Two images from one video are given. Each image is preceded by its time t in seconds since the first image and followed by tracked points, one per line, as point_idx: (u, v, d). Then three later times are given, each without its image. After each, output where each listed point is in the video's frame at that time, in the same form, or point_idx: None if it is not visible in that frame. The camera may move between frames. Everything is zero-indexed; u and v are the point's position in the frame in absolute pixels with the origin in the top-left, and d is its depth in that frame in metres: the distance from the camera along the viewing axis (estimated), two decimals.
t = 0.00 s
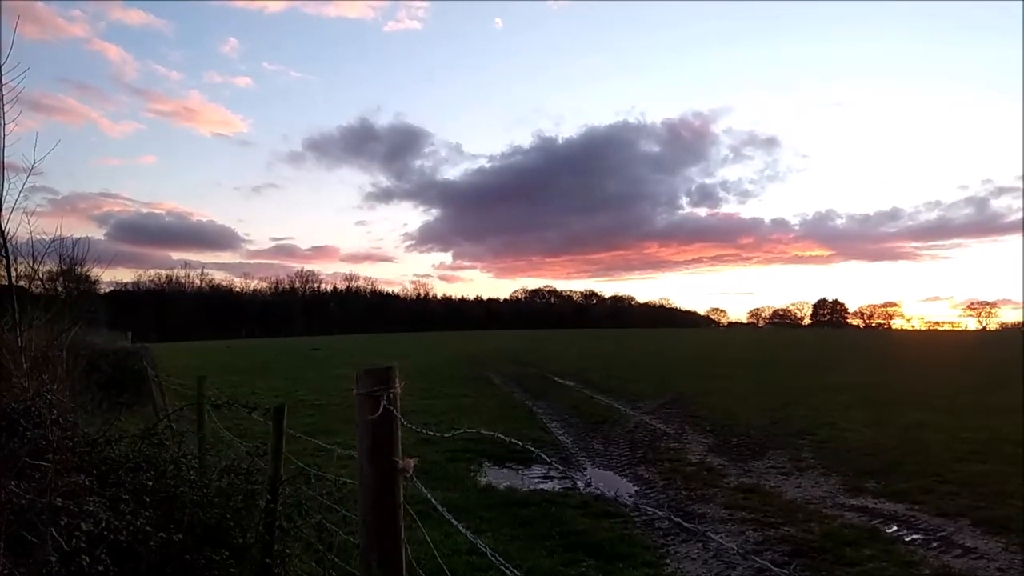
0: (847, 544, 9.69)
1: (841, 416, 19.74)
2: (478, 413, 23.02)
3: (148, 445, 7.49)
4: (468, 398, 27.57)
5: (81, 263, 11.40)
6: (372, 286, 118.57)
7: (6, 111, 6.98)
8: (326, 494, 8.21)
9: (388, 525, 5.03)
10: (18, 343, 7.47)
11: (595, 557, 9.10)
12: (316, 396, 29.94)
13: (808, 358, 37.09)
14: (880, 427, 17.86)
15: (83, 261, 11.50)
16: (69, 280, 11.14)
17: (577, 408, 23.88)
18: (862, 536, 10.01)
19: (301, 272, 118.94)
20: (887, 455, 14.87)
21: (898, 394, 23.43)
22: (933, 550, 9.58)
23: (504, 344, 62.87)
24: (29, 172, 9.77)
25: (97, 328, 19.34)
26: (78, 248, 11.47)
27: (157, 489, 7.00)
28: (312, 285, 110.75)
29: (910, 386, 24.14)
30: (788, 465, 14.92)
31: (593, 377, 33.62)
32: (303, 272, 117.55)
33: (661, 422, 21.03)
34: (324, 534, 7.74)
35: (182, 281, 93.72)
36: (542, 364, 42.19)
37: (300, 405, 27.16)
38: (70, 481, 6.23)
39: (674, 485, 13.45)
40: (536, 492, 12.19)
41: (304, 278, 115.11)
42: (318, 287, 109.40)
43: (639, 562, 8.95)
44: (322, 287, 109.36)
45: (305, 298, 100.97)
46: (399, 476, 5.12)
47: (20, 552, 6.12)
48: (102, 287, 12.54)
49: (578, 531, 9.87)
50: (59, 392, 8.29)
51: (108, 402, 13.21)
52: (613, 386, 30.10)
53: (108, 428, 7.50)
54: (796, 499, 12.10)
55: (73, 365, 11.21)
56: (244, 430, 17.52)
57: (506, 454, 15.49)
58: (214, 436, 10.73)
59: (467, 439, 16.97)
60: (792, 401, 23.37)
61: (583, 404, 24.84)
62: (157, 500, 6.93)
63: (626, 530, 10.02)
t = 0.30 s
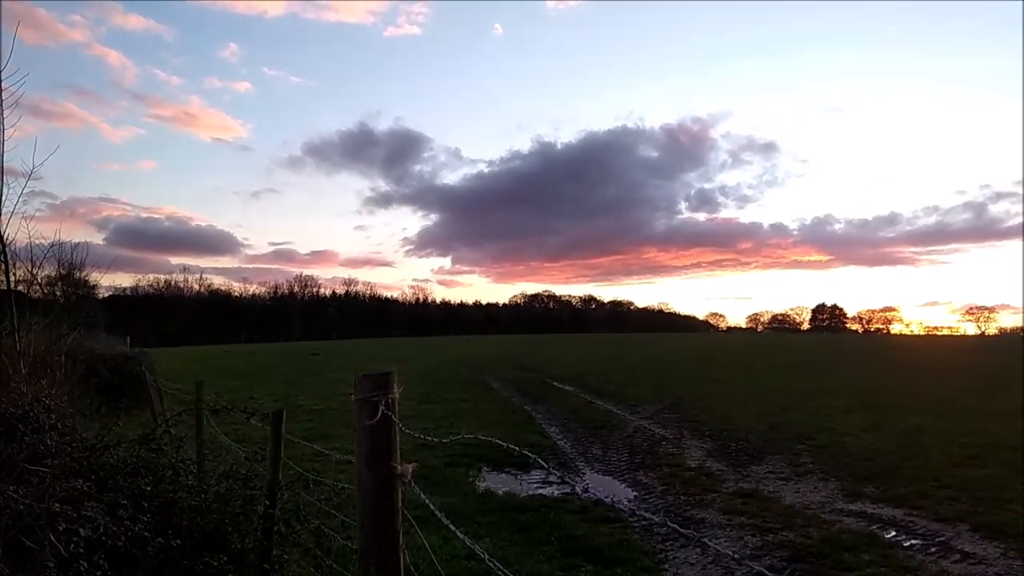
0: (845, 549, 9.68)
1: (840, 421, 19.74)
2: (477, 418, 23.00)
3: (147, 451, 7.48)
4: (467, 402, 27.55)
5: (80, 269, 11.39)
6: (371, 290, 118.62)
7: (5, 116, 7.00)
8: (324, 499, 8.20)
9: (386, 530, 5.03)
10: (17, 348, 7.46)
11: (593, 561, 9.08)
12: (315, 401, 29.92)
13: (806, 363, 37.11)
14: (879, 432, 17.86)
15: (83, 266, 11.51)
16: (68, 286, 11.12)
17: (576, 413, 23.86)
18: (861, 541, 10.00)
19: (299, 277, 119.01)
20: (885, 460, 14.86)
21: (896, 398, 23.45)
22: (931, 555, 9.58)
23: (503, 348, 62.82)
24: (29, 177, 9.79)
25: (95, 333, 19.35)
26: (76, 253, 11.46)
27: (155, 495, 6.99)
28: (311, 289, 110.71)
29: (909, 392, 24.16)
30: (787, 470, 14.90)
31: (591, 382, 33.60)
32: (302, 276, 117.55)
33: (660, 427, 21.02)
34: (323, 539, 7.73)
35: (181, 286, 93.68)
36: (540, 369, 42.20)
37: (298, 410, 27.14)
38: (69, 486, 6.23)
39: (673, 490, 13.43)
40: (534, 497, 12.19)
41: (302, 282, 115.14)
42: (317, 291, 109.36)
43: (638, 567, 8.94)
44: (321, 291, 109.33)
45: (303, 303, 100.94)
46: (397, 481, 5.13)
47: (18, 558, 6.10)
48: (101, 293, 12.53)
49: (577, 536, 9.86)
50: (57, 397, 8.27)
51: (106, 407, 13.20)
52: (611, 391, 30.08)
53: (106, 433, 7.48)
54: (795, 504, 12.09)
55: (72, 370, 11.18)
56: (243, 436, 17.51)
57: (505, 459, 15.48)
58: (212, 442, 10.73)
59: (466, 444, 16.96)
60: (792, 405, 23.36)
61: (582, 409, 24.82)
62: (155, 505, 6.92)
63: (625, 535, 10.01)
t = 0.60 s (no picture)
0: (843, 551, 9.67)
1: (837, 424, 19.75)
2: (474, 421, 22.96)
3: (143, 453, 7.46)
4: (464, 405, 27.54)
5: (77, 271, 11.36)
6: (368, 293, 118.61)
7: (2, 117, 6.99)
8: (321, 502, 8.17)
9: (383, 532, 5.01)
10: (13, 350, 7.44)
11: (591, 564, 9.06)
12: (312, 403, 29.88)
13: (804, 365, 37.14)
14: (877, 434, 17.87)
15: (80, 268, 11.50)
16: (64, 288, 11.08)
17: (574, 416, 23.85)
18: (858, 543, 9.98)
19: (297, 280, 118.92)
20: (884, 462, 14.85)
21: (894, 401, 23.48)
22: (929, 557, 9.57)
23: (501, 351, 62.74)
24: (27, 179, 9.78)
25: (92, 335, 19.30)
26: (73, 255, 11.43)
27: (152, 497, 6.98)
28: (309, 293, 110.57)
29: (906, 395, 24.19)
30: (784, 472, 14.89)
31: (589, 385, 33.58)
32: (300, 279, 117.43)
33: (658, 430, 21.01)
34: (320, 541, 7.73)
35: (178, 289, 93.50)
36: (538, 372, 42.17)
37: (296, 413, 27.09)
38: (65, 488, 6.21)
39: (671, 492, 13.41)
40: (532, 499, 12.16)
41: (300, 285, 115.07)
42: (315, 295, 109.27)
43: (635, 569, 8.92)
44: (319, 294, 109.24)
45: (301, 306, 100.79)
46: (394, 483, 5.12)
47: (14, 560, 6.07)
48: (99, 295, 12.50)
49: (574, 539, 9.84)
50: (54, 399, 8.25)
51: (103, 409, 13.17)
52: (609, 393, 30.08)
53: (103, 435, 7.46)
54: (793, 507, 12.08)
55: (69, 372, 11.15)
56: (240, 438, 17.47)
57: (503, 462, 15.45)
58: (210, 444, 10.71)
59: (463, 447, 16.95)
60: (789, 408, 23.37)
61: (580, 411, 24.82)
62: (151, 508, 6.90)
63: (622, 537, 9.99)
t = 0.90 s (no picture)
0: (839, 554, 9.66)
1: (833, 427, 19.78)
2: (470, 424, 22.94)
3: (139, 456, 7.45)
4: (461, 408, 27.51)
5: (73, 274, 11.33)
6: (365, 296, 118.55)
7: None
8: (317, 505, 8.18)
9: (378, 535, 5.01)
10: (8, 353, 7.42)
11: (587, 567, 9.04)
12: (309, 407, 29.82)
13: (801, 368, 37.18)
14: (874, 437, 17.88)
15: (77, 271, 11.47)
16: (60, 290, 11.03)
17: (571, 419, 23.86)
18: (853, 546, 9.98)
19: (294, 283, 118.82)
20: (879, 465, 14.86)
21: (890, 403, 23.52)
22: (924, 560, 9.58)
23: (499, 355, 62.70)
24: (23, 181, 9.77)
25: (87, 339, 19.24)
26: (69, 258, 11.40)
27: (147, 501, 6.97)
28: (306, 296, 110.44)
29: (902, 398, 24.23)
30: (780, 475, 14.90)
31: (586, 388, 33.60)
32: (297, 282, 117.30)
33: (654, 433, 21.02)
34: (317, 545, 7.73)
35: (175, 292, 93.32)
36: (535, 375, 42.18)
37: (292, 416, 27.05)
38: (60, 491, 6.20)
39: (667, 495, 13.40)
40: (528, 502, 12.16)
41: (296, 288, 115.04)
42: (312, 298, 109.17)
43: (631, 572, 8.91)
44: (316, 297, 109.13)
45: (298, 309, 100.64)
46: (390, 486, 5.11)
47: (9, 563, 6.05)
48: (95, 298, 12.48)
49: (571, 542, 9.82)
50: (49, 402, 8.23)
51: (99, 412, 13.13)
52: (605, 396, 30.07)
53: (99, 439, 7.45)
54: (789, 510, 12.08)
55: (64, 375, 11.13)
56: (237, 441, 17.43)
57: (499, 465, 15.45)
58: (205, 447, 10.69)
59: (460, 450, 16.94)
60: (785, 411, 23.40)
61: (576, 415, 24.82)
62: (146, 510, 6.90)
63: (619, 541, 9.98)
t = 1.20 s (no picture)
0: (829, 557, 9.68)
1: (824, 430, 19.83)
2: (463, 427, 22.90)
3: (129, 460, 7.43)
4: (453, 411, 27.46)
5: (64, 276, 11.30)
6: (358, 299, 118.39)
7: None
8: (308, 509, 8.18)
9: (369, 538, 5.00)
10: None
11: (578, 570, 9.04)
12: (302, 410, 29.73)
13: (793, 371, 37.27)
14: (865, 440, 17.94)
15: (67, 274, 11.43)
16: (50, 293, 10.99)
17: (563, 422, 23.85)
18: (844, 549, 10.00)
19: (287, 287, 118.52)
20: (871, 468, 14.91)
21: (881, 406, 23.62)
22: (915, 562, 9.61)
23: (493, 357, 62.63)
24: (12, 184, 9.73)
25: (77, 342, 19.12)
26: (60, 261, 11.37)
27: (137, 505, 6.96)
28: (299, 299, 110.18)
29: (893, 401, 24.33)
30: (772, 478, 14.93)
31: (579, 391, 33.61)
32: (289, 285, 116.89)
33: (647, 435, 21.03)
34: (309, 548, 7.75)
35: (168, 296, 92.96)
36: (528, 378, 42.14)
37: (284, 419, 26.98)
38: (49, 495, 6.17)
39: (659, 498, 13.40)
40: (519, 506, 12.16)
41: (289, 291, 114.77)
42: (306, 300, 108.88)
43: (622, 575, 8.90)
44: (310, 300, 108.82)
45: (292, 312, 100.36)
46: (380, 490, 5.11)
47: None
48: (87, 301, 12.44)
49: (563, 545, 9.83)
50: (38, 405, 8.19)
51: (89, 416, 13.07)
52: (599, 399, 30.08)
53: (89, 442, 7.43)
54: (780, 512, 12.11)
55: (54, 379, 11.08)
56: (228, 445, 17.37)
57: (491, 468, 15.45)
58: (196, 451, 10.67)
59: (452, 453, 16.92)
60: (777, 414, 23.45)
61: (569, 417, 24.82)
62: (138, 513, 6.90)
63: (611, 544, 9.99)
